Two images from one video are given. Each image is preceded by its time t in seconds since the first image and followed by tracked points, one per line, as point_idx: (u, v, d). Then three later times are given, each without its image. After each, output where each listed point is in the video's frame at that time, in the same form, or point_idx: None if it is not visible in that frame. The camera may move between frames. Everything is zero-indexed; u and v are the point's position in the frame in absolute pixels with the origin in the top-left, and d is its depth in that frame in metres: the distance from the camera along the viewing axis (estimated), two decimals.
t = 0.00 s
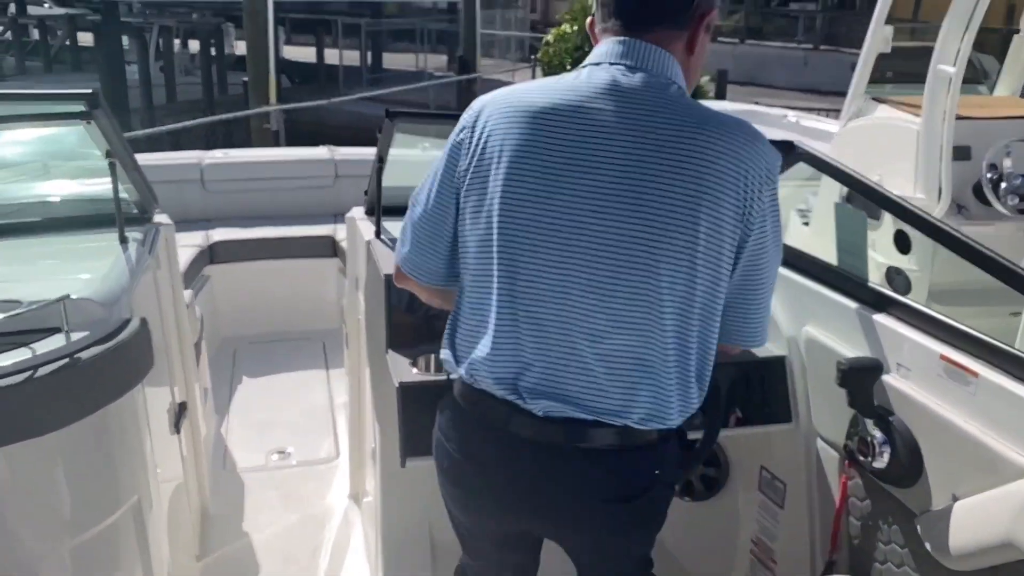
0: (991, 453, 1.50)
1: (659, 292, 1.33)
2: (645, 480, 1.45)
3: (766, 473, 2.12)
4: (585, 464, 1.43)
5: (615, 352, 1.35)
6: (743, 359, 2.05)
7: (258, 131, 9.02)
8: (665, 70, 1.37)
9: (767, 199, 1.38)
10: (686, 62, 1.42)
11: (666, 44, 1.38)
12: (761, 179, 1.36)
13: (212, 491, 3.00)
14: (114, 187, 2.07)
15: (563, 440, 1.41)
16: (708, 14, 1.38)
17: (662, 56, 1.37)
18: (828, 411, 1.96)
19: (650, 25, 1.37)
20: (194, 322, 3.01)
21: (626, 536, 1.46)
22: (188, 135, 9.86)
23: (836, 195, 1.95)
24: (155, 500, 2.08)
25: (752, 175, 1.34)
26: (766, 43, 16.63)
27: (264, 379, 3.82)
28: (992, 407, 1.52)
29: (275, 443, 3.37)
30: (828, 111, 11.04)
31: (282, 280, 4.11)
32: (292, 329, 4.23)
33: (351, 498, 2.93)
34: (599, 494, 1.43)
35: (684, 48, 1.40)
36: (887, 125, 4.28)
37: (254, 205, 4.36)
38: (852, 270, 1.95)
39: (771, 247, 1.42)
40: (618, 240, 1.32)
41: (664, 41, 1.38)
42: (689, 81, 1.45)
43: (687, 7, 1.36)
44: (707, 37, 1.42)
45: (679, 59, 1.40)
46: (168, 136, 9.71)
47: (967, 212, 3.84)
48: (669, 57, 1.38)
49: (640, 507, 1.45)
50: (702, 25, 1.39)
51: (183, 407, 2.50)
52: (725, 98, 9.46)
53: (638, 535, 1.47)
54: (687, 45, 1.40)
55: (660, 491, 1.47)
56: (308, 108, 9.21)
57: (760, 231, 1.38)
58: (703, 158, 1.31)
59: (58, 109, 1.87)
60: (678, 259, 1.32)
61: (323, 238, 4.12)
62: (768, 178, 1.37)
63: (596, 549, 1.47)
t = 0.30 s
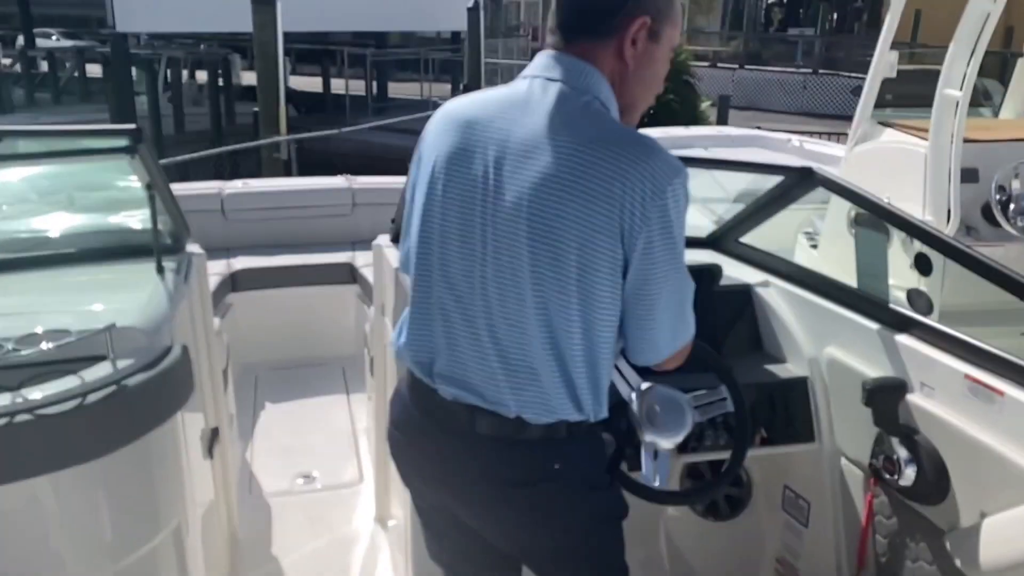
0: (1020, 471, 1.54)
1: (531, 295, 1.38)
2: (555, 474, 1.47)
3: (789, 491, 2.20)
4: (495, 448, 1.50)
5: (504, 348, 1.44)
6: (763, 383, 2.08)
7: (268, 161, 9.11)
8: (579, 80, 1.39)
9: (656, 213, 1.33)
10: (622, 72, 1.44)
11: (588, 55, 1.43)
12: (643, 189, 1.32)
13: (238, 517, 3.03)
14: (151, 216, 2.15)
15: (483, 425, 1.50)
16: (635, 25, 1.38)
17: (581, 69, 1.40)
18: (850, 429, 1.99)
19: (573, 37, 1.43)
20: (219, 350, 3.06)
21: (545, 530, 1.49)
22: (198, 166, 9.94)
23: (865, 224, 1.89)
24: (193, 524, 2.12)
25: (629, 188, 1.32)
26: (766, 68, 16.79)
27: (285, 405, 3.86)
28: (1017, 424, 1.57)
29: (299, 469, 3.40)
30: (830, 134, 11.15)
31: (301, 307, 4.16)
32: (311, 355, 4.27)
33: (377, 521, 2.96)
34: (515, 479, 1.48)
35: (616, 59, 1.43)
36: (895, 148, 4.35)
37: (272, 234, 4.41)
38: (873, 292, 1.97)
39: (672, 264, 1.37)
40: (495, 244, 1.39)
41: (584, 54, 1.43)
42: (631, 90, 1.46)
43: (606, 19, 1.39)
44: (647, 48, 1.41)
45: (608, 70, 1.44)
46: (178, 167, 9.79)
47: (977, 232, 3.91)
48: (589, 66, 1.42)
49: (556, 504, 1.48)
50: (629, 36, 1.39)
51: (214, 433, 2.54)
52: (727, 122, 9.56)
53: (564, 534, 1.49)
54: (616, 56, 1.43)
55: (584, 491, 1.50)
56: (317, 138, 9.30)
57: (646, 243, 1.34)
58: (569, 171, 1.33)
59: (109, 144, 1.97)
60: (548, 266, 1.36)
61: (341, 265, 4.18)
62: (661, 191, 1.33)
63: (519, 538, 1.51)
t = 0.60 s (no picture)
0: None
1: (474, 283, 1.45)
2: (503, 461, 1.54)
3: (804, 501, 2.24)
4: (451, 437, 1.57)
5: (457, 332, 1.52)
6: (779, 392, 2.11)
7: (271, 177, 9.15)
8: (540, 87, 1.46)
9: (577, 205, 1.34)
10: (595, 76, 1.48)
11: (561, 61, 1.48)
12: (566, 182, 1.35)
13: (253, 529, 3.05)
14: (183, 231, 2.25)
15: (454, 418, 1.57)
16: (608, 29, 1.43)
17: (547, 75, 1.47)
18: (864, 438, 2.03)
19: (546, 46, 1.49)
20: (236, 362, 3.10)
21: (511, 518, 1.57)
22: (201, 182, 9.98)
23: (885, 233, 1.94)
24: (215, 534, 2.15)
25: (549, 180, 1.35)
26: (764, 84, 16.91)
27: (296, 419, 3.89)
28: None
29: (311, 482, 3.43)
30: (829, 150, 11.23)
31: (312, 321, 4.21)
32: (321, 369, 4.31)
33: (390, 533, 2.98)
34: (465, 461, 1.56)
35: (589, 63, 1.47)
36: (898, 164, 4.42)
37: (283, 250, 4.46)
38: (886, 304, 2.02)
39: (600, 260, 1.34)
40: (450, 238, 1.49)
41: (557, 60, 1.48)
42: (605, 93, 1.50)
43: (578, 25, 1.44)
44: (620, 51, 1.46)
45: (582, 74, 1.48)
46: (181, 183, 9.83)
47: (980, 246, 3.97)
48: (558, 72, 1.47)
49: (510, 488, 1.55)
50: (602, 41, 1.44)
51: (233, 445, 2.58)
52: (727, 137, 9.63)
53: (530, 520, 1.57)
54: (590, 60, 1.47)
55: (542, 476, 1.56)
56: (320, 154, 9.36)
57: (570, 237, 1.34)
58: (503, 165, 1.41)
59: (145, 162, 2.06)
60: (483, 254, 1.42)
61: (352, 279, 4.23)
62: (585, 185, 1.34)
63: (486, 526, 1.59)
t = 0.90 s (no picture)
0: None
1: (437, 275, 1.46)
2: (453, 453, 1.56)
3: (810, 500, 2.29)
4: (414, 420, 1.59)
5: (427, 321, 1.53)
6: (785, 393, 2.18)
7: (278, 183, 9.22)
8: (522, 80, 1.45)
9: (510, 195, 1.32)
10: (592, 85, 1.45)
11: (557, 69, 1.44)
12: (506, 172, 1.33)
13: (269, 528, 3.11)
14: (208, 234, 2.31)
15: (432, 408, 1.56)
16: (608, 41, 1.39)
17: (530, 72, 1.45)
18: (869, 437, 2.09)
19: (542, 52, 1.45)
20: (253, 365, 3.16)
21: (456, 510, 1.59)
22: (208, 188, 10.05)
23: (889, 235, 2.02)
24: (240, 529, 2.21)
25: (493, 169, 1.35)
26: (765, 92, 17.00)
27: (308, 420, 3.95)
28: None
29: (324, 482, 3.49)
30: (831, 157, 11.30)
31: (324, 325, 4.27)
32: (332, 372, 4.37)
33: (404, 531, 3.04)
34: (427, 451, 1.59)
35: (586, 73, 1.43)
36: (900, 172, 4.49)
37: (295, 255, 4.53)
38: (890, 308, 2.07)
39: (525, 253, 1.30)
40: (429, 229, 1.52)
41: (554, 67, 1.44)
42: (600, 103, 1.47)
43: (578, 34, 1.41)
44: (619, 63, 1.42)
45: (578, 83, 1.44)
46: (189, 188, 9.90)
47: (981, 252, 4.04)
48: (549, 79, 1.44)
49: (463, 484, 1.57)
50: (601, 52, 1.40)
51: (252, 443, 2.63)
52: (729, 145, 9.70)
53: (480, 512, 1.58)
54: (587, 70, 1.43)
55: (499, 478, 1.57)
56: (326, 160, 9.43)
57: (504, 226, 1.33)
58: (467, 156, 1.42)
59: (175, 169, 2.15)
60: (444, 245, 1.43)
61: (363, 284, 4.30)
62: (522, 175, 1.32)
63: (433, 515, 1.62)
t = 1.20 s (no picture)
0: None
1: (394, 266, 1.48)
2: (400, 446, 1.57)
3: (822, 500, 2.33)
4: (381, 411, 1.62)
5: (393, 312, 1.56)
6: (800, 394, 2.20)
7: (300, 188, 9.33)
8: (487, 79, 1.43)
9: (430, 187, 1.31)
10: (560, 89, 1.42)
11: (524, 75, 1.41)
12: (434, 164, 1.33)
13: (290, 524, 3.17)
14: (234, 236, 2.38)
15: (407, 412, 1.55)
16: (577, 47, 1.37)
17: (495, 74, 1.43)
18: (881, 438, 2.12)
19: (510, 56, 1.42)
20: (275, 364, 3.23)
21: (400, 500, 1.57)
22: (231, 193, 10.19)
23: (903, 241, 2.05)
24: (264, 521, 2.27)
25: (429, 162, 1.35)
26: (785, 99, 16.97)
27: (329, 420, 4.01)
28: None
29: (345, 480, 3.55)
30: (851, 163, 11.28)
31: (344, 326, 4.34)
32: (352, 373, 4.43)
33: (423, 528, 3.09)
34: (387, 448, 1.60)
35: (554, 78, 1.41)
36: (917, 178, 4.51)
37: (316, 259, 4.61)
38: (902, 310, 2.11)
39: (432, 245, 1.29)
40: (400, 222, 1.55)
41: (521, 72, 1.41)
42: (569, 108, 1.44)
43: (546, 39, 1.38)
44: (587, 70, 1.40)
45: (547, 88, 1.42)
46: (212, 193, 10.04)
47: (999, 258, 4.05)
48: (512, 84, 1.41)
49: (421, 484, 1.56)
50: (570, 56, 1.38)
51: (275, 439, 2.70)
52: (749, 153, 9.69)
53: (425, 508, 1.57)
54: (555, 75, 1.40)
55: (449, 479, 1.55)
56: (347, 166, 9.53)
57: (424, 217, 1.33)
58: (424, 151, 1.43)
59: (202, 171, 2.22)
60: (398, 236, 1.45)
61: (383, 287, 4.37)
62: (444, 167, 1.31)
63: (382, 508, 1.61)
